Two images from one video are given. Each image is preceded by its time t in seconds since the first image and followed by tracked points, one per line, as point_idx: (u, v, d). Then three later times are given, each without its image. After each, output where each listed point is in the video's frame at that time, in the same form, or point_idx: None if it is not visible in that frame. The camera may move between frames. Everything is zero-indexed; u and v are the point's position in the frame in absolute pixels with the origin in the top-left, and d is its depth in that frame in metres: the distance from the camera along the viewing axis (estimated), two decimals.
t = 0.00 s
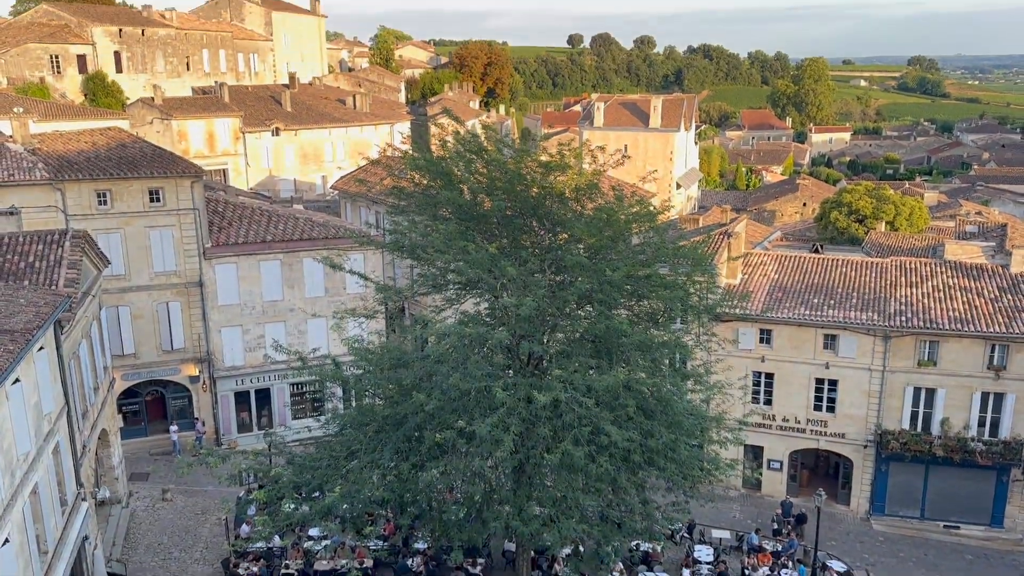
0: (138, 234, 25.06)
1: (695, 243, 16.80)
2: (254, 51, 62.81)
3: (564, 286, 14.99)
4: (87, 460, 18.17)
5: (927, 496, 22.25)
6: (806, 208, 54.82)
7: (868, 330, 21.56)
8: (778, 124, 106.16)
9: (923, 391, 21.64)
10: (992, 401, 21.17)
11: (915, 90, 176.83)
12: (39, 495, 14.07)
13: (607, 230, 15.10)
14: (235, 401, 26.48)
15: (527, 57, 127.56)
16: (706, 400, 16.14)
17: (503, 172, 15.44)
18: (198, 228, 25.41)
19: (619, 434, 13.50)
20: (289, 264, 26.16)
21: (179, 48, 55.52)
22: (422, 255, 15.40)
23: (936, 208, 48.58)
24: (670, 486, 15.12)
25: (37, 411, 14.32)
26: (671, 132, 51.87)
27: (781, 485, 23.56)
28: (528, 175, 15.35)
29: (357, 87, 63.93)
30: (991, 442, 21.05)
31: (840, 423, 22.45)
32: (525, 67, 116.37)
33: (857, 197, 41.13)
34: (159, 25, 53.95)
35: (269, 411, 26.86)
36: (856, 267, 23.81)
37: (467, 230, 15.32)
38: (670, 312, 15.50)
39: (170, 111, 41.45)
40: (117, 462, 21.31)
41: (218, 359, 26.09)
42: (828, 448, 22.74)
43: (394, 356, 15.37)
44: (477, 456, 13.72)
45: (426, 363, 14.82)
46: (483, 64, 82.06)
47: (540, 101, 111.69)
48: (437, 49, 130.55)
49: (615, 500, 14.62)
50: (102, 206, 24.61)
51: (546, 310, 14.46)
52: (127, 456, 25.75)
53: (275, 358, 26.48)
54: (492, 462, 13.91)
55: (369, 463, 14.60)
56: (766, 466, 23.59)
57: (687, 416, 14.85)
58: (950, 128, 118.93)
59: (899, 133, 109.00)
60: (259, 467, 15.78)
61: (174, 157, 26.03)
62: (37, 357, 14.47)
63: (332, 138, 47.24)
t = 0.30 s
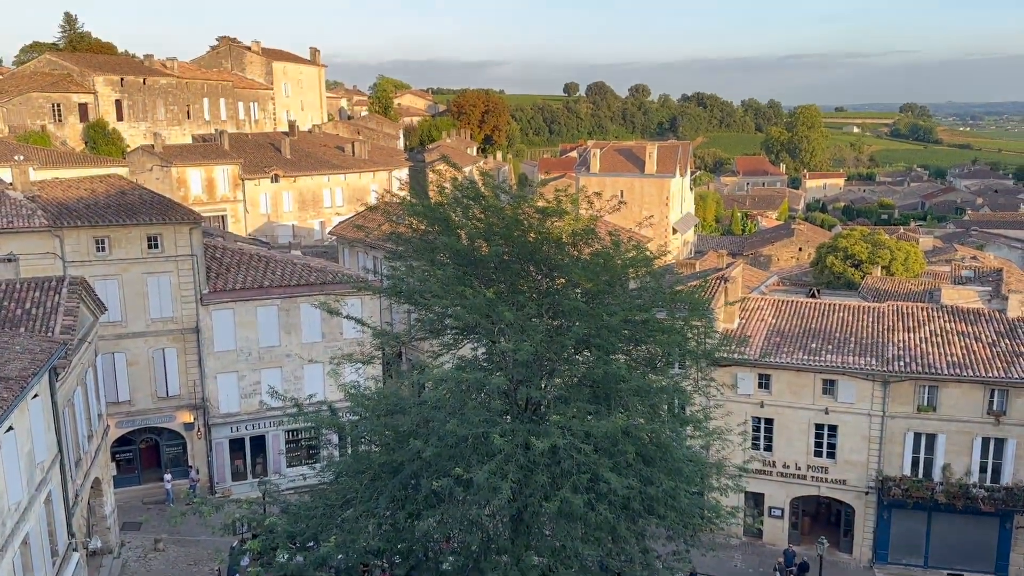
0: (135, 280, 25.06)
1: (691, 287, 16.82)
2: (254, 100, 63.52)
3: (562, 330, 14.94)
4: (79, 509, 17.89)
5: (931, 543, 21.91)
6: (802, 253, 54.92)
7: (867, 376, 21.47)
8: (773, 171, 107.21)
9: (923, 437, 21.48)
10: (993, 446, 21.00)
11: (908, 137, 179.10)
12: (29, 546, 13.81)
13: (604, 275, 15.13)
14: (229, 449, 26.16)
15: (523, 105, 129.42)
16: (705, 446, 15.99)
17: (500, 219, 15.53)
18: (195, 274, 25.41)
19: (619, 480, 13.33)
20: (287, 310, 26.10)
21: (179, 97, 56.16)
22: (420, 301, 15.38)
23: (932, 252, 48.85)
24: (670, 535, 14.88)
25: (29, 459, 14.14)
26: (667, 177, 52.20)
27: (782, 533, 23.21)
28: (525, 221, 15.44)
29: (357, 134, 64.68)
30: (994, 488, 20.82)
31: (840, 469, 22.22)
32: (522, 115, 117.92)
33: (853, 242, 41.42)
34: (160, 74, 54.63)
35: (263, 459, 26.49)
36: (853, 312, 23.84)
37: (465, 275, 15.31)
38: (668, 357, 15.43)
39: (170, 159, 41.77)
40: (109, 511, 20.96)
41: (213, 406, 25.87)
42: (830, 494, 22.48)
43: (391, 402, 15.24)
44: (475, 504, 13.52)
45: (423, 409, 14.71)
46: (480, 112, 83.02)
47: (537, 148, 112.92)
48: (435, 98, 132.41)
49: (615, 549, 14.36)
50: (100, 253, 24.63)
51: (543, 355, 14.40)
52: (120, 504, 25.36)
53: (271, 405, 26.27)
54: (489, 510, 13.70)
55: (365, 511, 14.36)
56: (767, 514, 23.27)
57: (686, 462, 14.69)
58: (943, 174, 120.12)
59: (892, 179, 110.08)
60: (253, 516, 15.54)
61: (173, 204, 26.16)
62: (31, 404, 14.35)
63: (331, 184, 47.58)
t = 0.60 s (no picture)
0: (127, 316, 24.95)
1: (684, 321, 16.83)
2: (248, 135, 63.86)
3: (555, 364, 14.88)
4: (66, 548, 17.59)
5: None
6: (794, 286, 55.11)
7: (860, 409, 21.43)
8: (763, 205, 108.04)
9: (918, 471, 21.39)
10: (988, 480, 20.92)
11: (897, 172, 180.91)
12: None
13: (597, 308, 15.14)
14: (219, 486, 25.87)
15: (516, 140, 130.50)
16: (700, 481, 15.88)
17: (493, 253, 15.60)
18: (187, 310, 25.32)
19: (613, 516, 13.19)
20: (279, 344, 25.97)
21: (173, 133, 56.46)
22: (412, 335, 15.33)
23: (923, 286, 49.08)
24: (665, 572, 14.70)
25: (16, 497, 13.93)
26: (658, 211, 52.52)
27: (778, 569, 22.99)
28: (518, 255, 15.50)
29: (350, 170, 64.99)
30: (989, 523, 20.71)
31: (836, 504, 22.07)
32: (514, 150, 118.83)
33: (844, 275, 41.63)
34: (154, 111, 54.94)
35: (253, 496, 26.20)
36: (845, 346, 23.89)
37: (457, 309, 15.28)
38: (661, 391, 15.39)
39: (163, 194, 41.84)
40: (96, 549, 20.59)
41: (203, 443, 25.65)
42: (826, 529, 22.30)
43: (383, 437, 15.11)
44: (468, 541, 13.34)
45: (416, 445, 14.59)
46: (473, 148, 83.62)
47: (529, 183, 113.65)
48: (428, 133, 133.44)
49: None
50: (92, 288, 24.54)
51: (537, 390, 14.33)
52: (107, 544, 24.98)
53: (261, 441, 26.05)
54: (482, 548, 13.52)
55: (356, 550, 14.15)
56: (763, 549, 23.08)
57: (681, 497, 14.57)
58: (932, 208, 121.18)
59: (881, 213, 111.02)
60: (243, 555, 15.33)
61: (166, 239, 26.15)
62: (19, 441, 14.18)
63: (325, 219, 47.76)
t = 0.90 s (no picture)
0: (110, 341, 24.74)
1: (670, 345, 16.88)
2: (234, 160, 63.83)
3: (542, 388, 14.86)
4: None
5: None
6: (779, 309, 55.36)
7: (846, 433, 21.48)
8: (748, 230, 108.82)
9: (904, 494, 21.41)
10: (973, 503, 20.97)
11: (879, 197, 182.90)
12: None
13: (583, 332, 15.18)
14: (202, 513, 25.51)
15: (502, 165, 131.12)
16: (688, 506, 15.83)
17: (480, 277, 15.62)
18: (171, 335, 25.14)
19: (601, 542, 13.13)
20: (264, 369, 25.79)
21: (159, 157, 56.35)
22: (399, 359, 15.27)
23: (906, 310, 49.45)
24: None
25: None
26: (644, 235, 52.78)
27: None
28: (504, 279, 15.54)
29: (336, 194, 65.02)
30: (976, 546, 20.72)
31: (823, 528, 22.04)
32: (500, 175, 119.31)
33: (829, 299, 41.97)
34: (139, 135, 54.84)
35: (237, 523, 25.82)
36: (830, 369, 24.00)
37: (444, 333, 15.24)
38: (649, 415, 15.37)
39: (148, 219, 41.66)
40: None
41: (187, 470, 25.34)
42: (813, 553, 22.24)
43: (369, 463, 15.03)
44: (454, 568, 13.22)
45: (402, 471, 14.48)
46: (460, 173, 83.91)
47: (515, 207, 114.06)
48: (414, 158, 133.83)
49: None
50: (75, 313, 24.34)
51: (523, 414, 14.30)
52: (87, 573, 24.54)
53: (245, 468, 25.76)
54: None
55: None
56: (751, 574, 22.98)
57: (668, 522, 14.51)
58: (914, 232, 122.44)
59: (864, 238, 112.07)
60: None
61: (150, 264, 26.02)
62: None
63: (310, 243, 47.74)
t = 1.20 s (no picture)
0: (84, 359, 24.41)
1: (649, 361, 16.94)
2: (211, 175, 63.48)
3: (522, 405, 14.83)
4: None
5: None
6: (756, 325, 55.77)
7: (823, 447, 21.62)
8: (726, 246, 109.69)
9: (882, 508, 21.54)
10: (950, 517, 21.13)
11: (854, 213, 185.26)
12: None
13: (563, 348, 15.19)
14: (178, 533, 25.13)
15: (482, 181, 131.44)
16: (668, 522, 15.81)
17: (459, 293, 15.60)
18: (146, 353, 24.84)
19: (581, 559, 13.08)
20: (240, 387, 25.54)
21: (135, 173, 55.89)
22: (378, 376, 15.19)
23: (882, 325, 49.99)
24: None
25: None
26: (623, 251, 53.02)
27: None
28: (484, 295, 15.54)
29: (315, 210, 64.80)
30: (952, 560, 20.87)
31: (802, 543, 22.06)
32: (480, 191, 119.47)
33: (805, 315, 42.34)
34: (116, 151, 54.41)
35: (213, 542, 25.45)
36: (808, 384, 24.17)
37: (424, 349, 15.19)
38: (629, 430, 15.38)
39: (124, 235, 41.23)
40: None
41: (161, 489, 24.97)
42: (792, 568, 22.26)
43: (347, 481, 14.90)
44: None
45: (381, 489, 14.37)
46: (440, 189, 83.96)
47: (495, 223, 114.22)
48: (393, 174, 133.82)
49: None
50: (48, 330, 24.00)
51: (503, 430, 14.26)
52: None
53: (221, 487, 25.43)
54: None
55: None
56: None
57: (649, 539, 14.48)
58: (888, 248, 124.04)
59: (840, 254, 113.37)
60: None
61: (126, 280, 25.74)
62: None
63: (289, 258, 47.48)
